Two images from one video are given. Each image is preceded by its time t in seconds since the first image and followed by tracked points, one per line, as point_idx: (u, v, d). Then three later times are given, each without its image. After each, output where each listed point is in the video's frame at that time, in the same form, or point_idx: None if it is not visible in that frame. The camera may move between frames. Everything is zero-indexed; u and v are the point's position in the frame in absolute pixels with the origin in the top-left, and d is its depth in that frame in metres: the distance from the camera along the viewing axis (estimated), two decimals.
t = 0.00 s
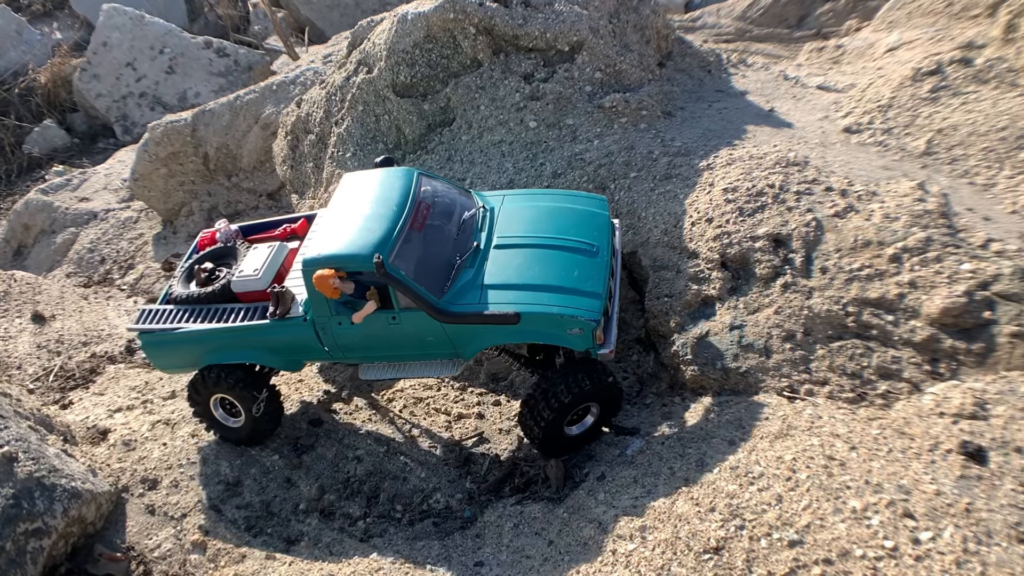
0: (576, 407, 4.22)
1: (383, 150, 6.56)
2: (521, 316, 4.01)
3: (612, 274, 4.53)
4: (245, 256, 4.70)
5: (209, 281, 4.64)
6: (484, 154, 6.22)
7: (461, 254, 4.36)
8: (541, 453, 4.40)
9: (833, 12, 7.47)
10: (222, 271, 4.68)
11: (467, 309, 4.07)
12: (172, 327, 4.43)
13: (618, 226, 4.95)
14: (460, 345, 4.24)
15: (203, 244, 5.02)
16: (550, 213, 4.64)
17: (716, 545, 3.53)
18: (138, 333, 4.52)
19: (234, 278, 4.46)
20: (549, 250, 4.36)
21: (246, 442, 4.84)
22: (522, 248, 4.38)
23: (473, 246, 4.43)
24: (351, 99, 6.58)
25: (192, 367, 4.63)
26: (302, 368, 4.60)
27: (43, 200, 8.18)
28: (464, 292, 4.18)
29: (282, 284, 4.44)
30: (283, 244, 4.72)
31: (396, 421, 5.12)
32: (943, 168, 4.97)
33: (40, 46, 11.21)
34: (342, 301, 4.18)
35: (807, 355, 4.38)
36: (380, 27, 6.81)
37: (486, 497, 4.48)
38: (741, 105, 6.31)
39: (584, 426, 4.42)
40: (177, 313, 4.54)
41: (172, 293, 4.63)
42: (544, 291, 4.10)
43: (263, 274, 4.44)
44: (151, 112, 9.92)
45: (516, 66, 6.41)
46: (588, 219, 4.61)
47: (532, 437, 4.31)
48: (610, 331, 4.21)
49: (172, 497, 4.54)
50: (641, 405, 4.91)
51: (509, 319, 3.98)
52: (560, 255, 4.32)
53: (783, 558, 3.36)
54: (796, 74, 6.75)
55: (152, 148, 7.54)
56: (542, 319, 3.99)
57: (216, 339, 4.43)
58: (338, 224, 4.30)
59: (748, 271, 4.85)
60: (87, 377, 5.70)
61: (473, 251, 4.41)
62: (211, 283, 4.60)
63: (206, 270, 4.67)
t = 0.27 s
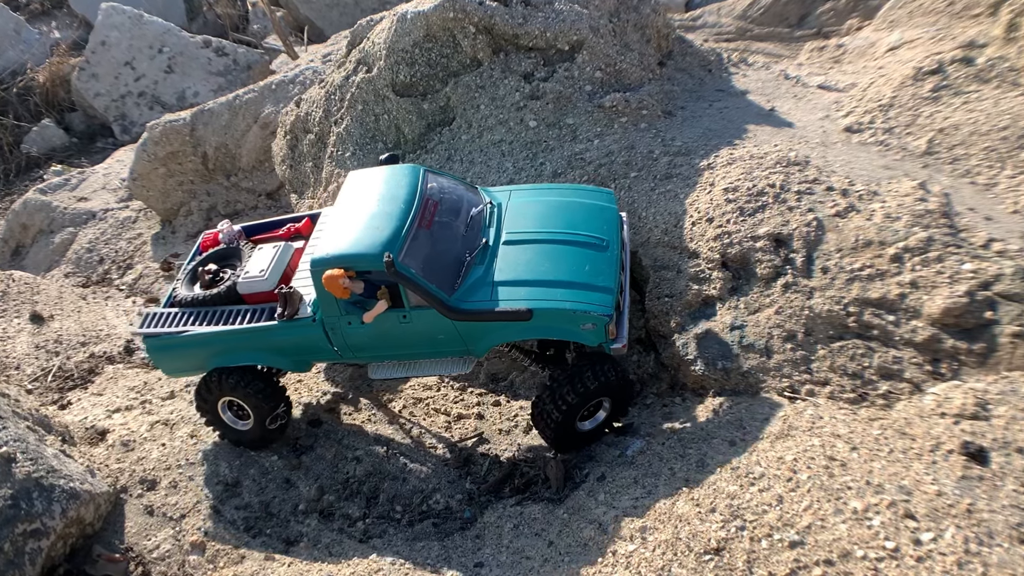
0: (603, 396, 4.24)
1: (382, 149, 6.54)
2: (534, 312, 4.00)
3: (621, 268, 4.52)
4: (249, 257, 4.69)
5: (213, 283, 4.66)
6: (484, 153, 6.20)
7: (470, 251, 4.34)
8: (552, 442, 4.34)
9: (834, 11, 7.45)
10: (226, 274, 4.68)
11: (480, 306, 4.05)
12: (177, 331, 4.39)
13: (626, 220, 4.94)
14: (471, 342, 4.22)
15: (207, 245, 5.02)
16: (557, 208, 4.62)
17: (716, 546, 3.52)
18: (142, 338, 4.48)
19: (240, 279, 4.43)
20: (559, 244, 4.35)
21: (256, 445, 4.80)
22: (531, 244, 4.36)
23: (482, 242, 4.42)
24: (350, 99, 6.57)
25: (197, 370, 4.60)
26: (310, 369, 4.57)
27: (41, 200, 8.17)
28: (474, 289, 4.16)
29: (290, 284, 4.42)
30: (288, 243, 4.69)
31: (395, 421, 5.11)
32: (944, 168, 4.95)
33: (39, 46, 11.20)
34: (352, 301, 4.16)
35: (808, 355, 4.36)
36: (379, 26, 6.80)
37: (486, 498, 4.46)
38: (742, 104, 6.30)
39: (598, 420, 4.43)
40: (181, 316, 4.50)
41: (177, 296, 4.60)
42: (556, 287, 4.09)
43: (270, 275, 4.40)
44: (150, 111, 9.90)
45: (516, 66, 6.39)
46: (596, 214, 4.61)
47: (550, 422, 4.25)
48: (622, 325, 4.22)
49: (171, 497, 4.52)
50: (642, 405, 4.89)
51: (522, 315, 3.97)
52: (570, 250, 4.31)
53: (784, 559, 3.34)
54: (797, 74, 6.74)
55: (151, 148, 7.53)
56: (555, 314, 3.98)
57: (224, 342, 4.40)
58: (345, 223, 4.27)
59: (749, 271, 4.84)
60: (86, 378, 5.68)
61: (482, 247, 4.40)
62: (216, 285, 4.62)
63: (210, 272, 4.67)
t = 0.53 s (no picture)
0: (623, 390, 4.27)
1: (382, 149, 6.52)
2: (547, 307, 3.99)
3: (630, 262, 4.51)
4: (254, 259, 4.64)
5: (217, 286, 4.59)
6: (484, 153, 6.18)
7: (480, 248, 4.33)
8: (563, 427, 4.28)
9: (836, 9, 7.42)
10: (231, 276, 4.61)
11: (492, 303, 4.04)
12: (183, 335, 4.35)
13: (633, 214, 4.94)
14: (483, 340, 4.20)
15: (208, 248, 4.96)
16: (565, 204, 4.62)
17: (717, 547, 3.51)
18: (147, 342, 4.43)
19: (245, 281, 4.39)
20: (568, 240, 4.34)
21: (264, 447, 4.76)
22: (540, 240, 4.36)
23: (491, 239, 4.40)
24: (350, 98, 6.56)
25: (203, 375, 4.54)
26: (317, 371, 4.52)
27: (40, 199, 8.15)
28: (486, 286, 4.14)
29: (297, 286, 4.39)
30: (292, 244, 4.66)
31: (395, 422, 5.09)
32: (946, 168, 4.94)
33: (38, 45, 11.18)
34: (362, 302, 4.13)
35: (809, 355, 4.35)
36: (378, 25, 6.78)
37: (486, 498, 4.44)
38: (743, 104, 6.28)
39: (609, 417, 4.42)
40: (188, 320, 4.47)
41: (181, 300, 4.55)
42: (567, 282, 4.08)
43: (276, 277, 4.37)
44: (149, 110, 9.88)
45: (516, 65, 6.38)
46: (603, 208, 4.60)
47: (567, 404, 4.21)
48: (634, 319, 4.22)
49: (170, 498, 4.50)
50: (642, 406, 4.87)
51: (535, 311, 3.96)
52: (580, 245, 4.30)
53: (785, 560, 3.33)
54: (798, 73, 6.72)
55: (150, 147, 7.51)
56: (568, 309, 3.98)
57: (230, 345, 4.35)
58: (353, 222, 4.24)
59: (750, 271, 4.82)
60: (84, 378, 5.67)
61: (491, 244, 4.38)
62: (221, 288, 4.56)
63: (214, 274, 4.59)
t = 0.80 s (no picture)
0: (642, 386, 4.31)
1: (382, 148, 6.50)
2: (560, 308, 3.99)
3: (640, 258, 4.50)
4: (257, 262, 4.59)
5: (220, 290, 4.55)
6: (484, 152, 6.17)
7: (490, 248, 4.30)
8: (581, 415, 4.23)
9: (837, 8, 7.40)
10: (233, 280, 4.56)
11: (504, 305, 4.03)
12: (189, 342, 4.30)
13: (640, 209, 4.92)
14: (495, 340, 4.19)
15: (209, 249, 4.94)
16: (573, 201, 4.60)
17: (718, 547, 3.50)
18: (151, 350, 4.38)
19: (251, 286, 4.36)
20: (578, 237, 4.33)
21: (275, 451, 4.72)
22: (550, 238, 4.34)
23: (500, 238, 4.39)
24: (349, 98, 6.54)
25: (209, 380, 4.51)
26: (325, 374, 4.49)
27: (38, 199, 8.13)
28: (498, 287, 4.13)
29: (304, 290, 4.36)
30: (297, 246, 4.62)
31: (395, 423, 5.08)
32: (947, 167, 4.93)
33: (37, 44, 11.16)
34: (373, 305, 4.10)
35: (810, 356, 4.35)
36: (378, 25, 6.77)
37: (486, 499, 4.42)
38: (744, 103, 6.27)
39: (621, 415, 4.43)
40: (192, 325, 4.42)
41: (184, 304, 4.50)
42: (580, 281, 4.08)
43: (282, 281, 4.35)
44: (147, 110, 9.86)
45: (516, 65, 6.36)
46: (610, 204, 4.58)
47: (590, 391, 4.18)
48: (647, 316, 4.22)
49: (169, 499, 4.49)
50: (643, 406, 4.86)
51: (549, 311, 3.95)
52: (590, 243, 4.29)
53: (786, 561, 3.32)
54: (799, 73, 6.70)
55: (149, 147, 7.49)
56: (582, 309, 3.97)
57: (238, 351, 4.32)
58: (360, 224, 4.21)
59: (751, 271, 4.81)
60: (82, 378, 5.65)
61: (501, 243, 4.36)
62: (224, 292, 4.52)
63: (216, 279, 4.54)
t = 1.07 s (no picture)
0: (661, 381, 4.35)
1: (381, 148, 6.48)
2: (575, 302, 3.98)
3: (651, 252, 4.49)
4: (263, 263, 4.56)
5: (226, 292, 4.51)
6: (484, 152, 6.16)
7: (502, 244, 4.28)
8: (603, 397, 4.20)
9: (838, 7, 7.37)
10: (240, 283, 4.53)
11: (519, 301, 4.01)
12: (198, 346, 4.29)
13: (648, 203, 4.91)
14: (509, 337, 4.17)
15: (213, 251, 4.93)
16: (582, 195, 4.58)
17: (718, 548, 3.48)
18: (159, 356, 4.36)
19: (259, 287, 4.33)
20: (590, 231, 4.32)
21: (286, 454, 4.71)
22: (561, 233, 4.33)
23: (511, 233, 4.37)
24: (349, 97, 6.53)
25: (219, 383, 4.50)
26: (337, 374, 4.48)
27: (37, 199, 8.11)
28: (511, 283, 4.11)
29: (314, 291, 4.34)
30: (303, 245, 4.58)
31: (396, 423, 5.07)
32: (949, 167, 4.92)
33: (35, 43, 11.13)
34: (387, 304, 4.08)
35: (811, 356, 4.34)
36: (377, 24, 6.75)
37: (486, 500, 4.40)
38: (744, 102, 6.25)
39: (634, 409, 4.43)
40: (200, 329, 4.40)
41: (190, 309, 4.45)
42: (593, 275, 4.06)
43: (290, 282, 4.32)
44: (146, 109, 9.84)
45: (516, 64, 6.34)
46: (620, 198, 4.57)
47: (616, 373, 4.19)
48: (661, 309, 4.21)
49: (168, 499, 4.47)
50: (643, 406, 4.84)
51: (564, 306, 3.94)
52: (602, 237, 4.28)
53: (787, 562, 3.30)
54: (800, 72, 6.69)
55: (148, 146, 7.48)
56: (597, 303, 3.96)
57: (248, 354, 4.30)
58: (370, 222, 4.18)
59: (752, 271, 4.80)
60: (81, 379, 5.63)
61: (513, 239, 4.34)
62: (231, 295, 4.48)
63: (222, 281, 4.51)
